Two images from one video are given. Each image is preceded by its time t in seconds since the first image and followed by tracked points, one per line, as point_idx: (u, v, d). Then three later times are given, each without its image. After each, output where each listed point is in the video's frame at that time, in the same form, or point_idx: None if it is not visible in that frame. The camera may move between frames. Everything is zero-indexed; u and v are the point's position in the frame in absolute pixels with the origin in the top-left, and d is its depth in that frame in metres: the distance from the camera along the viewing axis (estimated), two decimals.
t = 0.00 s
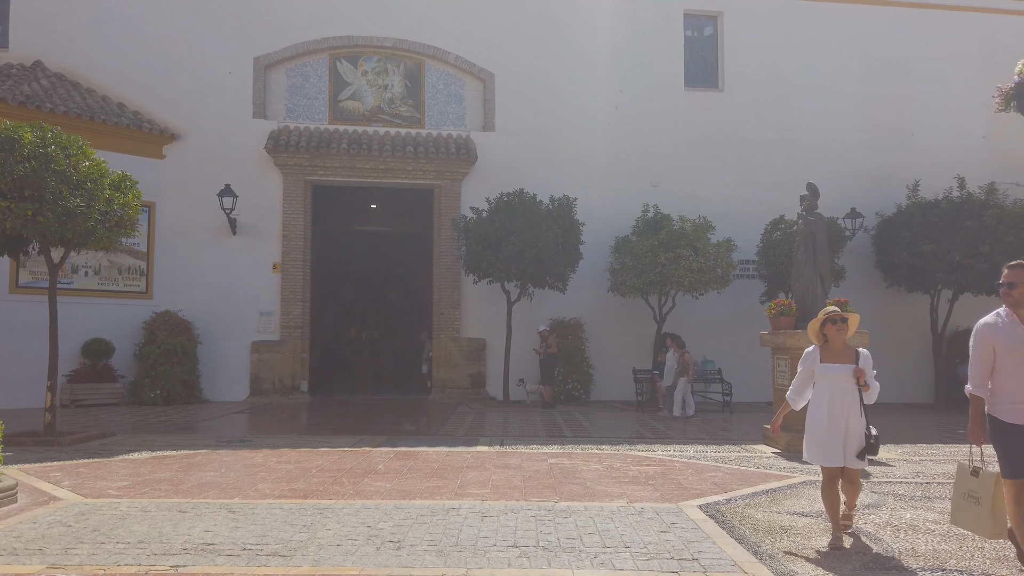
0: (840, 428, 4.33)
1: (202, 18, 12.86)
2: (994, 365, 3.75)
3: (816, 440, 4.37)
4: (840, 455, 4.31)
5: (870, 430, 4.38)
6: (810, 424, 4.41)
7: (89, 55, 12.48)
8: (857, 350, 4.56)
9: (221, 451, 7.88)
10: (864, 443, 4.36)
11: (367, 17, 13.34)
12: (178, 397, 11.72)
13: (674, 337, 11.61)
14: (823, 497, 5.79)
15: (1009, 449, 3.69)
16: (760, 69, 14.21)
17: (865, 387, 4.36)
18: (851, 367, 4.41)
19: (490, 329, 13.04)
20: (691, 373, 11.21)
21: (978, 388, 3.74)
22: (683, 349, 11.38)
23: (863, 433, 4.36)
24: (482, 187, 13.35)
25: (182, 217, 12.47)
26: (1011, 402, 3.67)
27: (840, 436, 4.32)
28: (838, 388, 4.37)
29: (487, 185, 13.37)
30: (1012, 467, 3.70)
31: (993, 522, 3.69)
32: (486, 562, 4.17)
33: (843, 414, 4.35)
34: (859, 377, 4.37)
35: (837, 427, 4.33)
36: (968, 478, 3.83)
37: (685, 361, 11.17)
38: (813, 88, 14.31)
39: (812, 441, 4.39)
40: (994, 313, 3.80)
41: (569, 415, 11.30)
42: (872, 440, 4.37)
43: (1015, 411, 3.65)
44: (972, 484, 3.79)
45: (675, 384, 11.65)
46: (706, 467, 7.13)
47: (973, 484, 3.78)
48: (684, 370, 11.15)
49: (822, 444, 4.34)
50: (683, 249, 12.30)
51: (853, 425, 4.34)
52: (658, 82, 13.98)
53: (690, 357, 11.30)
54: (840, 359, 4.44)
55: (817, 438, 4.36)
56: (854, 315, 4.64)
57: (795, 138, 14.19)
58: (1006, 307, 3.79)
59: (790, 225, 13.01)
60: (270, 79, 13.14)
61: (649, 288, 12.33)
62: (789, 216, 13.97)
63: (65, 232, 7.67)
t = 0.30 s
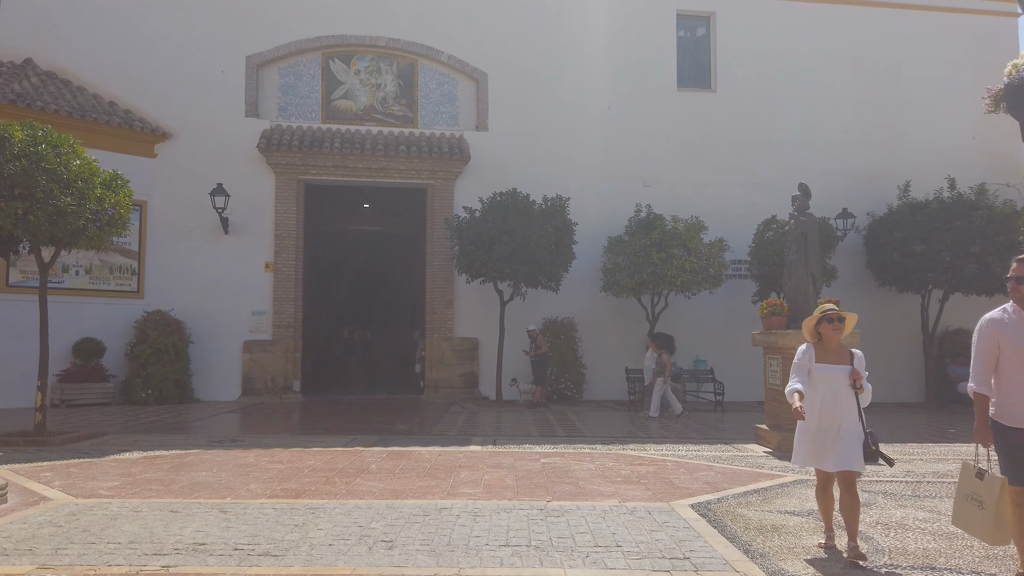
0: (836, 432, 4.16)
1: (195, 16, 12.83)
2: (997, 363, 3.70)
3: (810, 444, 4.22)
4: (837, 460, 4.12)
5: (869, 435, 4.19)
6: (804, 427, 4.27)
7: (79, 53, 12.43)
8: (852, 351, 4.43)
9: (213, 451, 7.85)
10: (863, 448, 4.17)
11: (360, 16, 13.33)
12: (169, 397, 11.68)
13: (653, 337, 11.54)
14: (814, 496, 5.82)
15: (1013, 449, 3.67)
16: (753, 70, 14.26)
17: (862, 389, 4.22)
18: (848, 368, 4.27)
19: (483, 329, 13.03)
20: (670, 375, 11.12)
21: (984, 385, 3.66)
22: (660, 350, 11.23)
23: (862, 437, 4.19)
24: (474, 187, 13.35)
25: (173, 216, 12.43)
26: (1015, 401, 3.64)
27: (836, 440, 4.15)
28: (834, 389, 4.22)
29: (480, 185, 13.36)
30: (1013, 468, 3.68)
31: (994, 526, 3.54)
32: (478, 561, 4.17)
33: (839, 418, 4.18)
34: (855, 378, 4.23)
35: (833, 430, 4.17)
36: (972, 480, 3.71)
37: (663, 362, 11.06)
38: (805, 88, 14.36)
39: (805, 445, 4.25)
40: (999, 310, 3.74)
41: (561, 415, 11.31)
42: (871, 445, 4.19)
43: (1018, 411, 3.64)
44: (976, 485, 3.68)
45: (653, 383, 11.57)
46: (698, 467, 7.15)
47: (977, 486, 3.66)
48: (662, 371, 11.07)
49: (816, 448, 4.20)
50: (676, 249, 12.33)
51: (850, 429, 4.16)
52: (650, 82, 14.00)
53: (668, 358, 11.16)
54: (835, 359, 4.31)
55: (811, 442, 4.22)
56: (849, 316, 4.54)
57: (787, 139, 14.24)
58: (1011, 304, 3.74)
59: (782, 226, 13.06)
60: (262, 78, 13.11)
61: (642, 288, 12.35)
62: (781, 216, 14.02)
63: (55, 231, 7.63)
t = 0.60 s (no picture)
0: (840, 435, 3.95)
1: (186, 15, 12.78)
2: (1020, 362, 3.55)
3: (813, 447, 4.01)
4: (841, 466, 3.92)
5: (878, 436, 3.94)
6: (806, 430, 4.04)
7: (70, 51, 12.35)
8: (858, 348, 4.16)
9: (204, 450, 7.82)
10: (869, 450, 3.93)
11: (353, 14, 13.30)
12: (161, 396, 11.63)
13: (634, 335, 11.68)
14: (806, 495, 5.84)
15: None
16: (746, 70, 14.29)
17: (866, 389, 3.95)
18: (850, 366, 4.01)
19: (476, 329, 13.04)
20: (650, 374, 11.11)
21: (1005, 387, 3.53)
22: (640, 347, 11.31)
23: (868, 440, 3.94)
24: (468, 186, 13.34)
25: (165, 214, 12.38)
26: None
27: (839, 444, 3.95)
28: (836, 390, 3.98)
29: (473, 184, 13.36)
30: None
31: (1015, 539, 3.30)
32: (471, 560, 4.18)
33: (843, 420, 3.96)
34: (860, 377, 3.97)
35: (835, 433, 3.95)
36: (985, 488, 3.43)
37: (643, 359, 11.16)
38: (798, 88, 14.40)
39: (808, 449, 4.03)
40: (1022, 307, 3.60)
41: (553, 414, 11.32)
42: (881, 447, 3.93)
43: None
44: (990, 495, 3.41)
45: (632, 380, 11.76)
46: (690, 466, 7.17)
47: (993, 496, 3.39)
48: (642, 368, 11.15)
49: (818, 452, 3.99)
50: (669, 249, 12.35)
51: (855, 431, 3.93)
52: (643, 81, 14.02)
53: (647, 355, 11.25)
54: (838, 358, 4.06)
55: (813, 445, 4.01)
56: (856, 312, 4.28)
57: (779, 139, 14.28)
58: None
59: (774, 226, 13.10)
60: (254, 76, 13.06)
61: (635, 287, 12.37)
62: (773, 216, 14.06)
63: (46, 229, 7.59)
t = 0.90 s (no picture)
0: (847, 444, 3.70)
1: (180, 12, 12.74)
2: None
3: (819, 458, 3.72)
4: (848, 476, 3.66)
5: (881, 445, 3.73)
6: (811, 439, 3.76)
7: (62, 49, 12.29)
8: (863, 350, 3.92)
9: (197, 449, 7.80)
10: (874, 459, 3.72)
11: (347, 13, 13.28)
12: (153, 395, 11.59)
13: (615, 334, 11.56)
14: (798, 494, 5.85)
15: None
16: (739, 70, 14.32)
17: (874, 396, 3.73)
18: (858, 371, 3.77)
19: (469, 328, 13.03)
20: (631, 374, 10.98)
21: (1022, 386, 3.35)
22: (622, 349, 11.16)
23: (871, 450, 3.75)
24: (462, 185, 13.33)
25: (157, 213, 12.33)
26: None
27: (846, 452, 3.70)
28: (844, 396, 3.72)
29: (467, 183, 13.35)
30: None
31: None
32: (465, 559, 4.18)
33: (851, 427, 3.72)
34: (868, 383, 3.74)
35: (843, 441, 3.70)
36: (1005, 497, 3.18)
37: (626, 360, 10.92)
38: (791, 88, 14.44)
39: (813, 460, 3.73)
40: None
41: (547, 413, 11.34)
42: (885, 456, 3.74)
43: None
44: (1011, 502, 3.16)
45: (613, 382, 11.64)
46: (683, 465, 7.19)
47: (1015, 503, 3.15)
48: (623, 369, 10.97)
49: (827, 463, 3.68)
50: (662, 248, 12.36)
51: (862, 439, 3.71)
52: (637, 81, 14.04)
53: (627, 355, 11.06)
54: (844, 361, 3.81)
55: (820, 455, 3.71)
56: (861, 313, 4.06)
57: (772, 139, 14.32)
58: None
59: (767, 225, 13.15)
60: (247, 74, 13.01)
61: (629, 286, 12.38)
62: (767, 215, 14.10)
63: (37, 227, 7.54)
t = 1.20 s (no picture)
0: (859, 442, 3.43)
1: (174, 10, 12.70)
2: None
3: (827, 458, 3.46)
4: (861, 479, 3.37)
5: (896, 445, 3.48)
6: (818, 438, 3.50)
7: (55, 46, 12.23)
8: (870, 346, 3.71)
9: (191, 449, 7.77)
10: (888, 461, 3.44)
11: (342, 12, 13.25)
12: (147, 394, 11.56)
13: (599, 334, 11.70)
14: (792, 493, 5.87)
15: None
16: (735, 71, 14.35)
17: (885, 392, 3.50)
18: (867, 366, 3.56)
19: (465, 327, 13.03)
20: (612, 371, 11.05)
21: None
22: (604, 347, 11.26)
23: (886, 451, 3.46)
24: (457, 184, 13.33)
25: (152, 212, 12.29)
26: None
27: (857, 453, 3.42)
28: (854, 390, 3.49)
29: (462, 182, 13.34)
30: None
31: None
32: (459, 558, 4.18)
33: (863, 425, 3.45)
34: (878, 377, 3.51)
35: (854, 439, 3.44)
36: None
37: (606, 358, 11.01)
38: (786, 89, 14.47)
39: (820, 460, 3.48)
40: None
41: (542, 412, 11.34)
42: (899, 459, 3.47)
43: None
44: None
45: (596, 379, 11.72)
46: (678, 464, 7.20)
47: None
48: (605, 368, 11.02)
49: (836, 465, 3.43)
50: (658, 247, 12.37)
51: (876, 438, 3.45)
52: (632, 81, 14.05)
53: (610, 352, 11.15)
54: (852, 355, 3.59)
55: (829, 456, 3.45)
56: (870, 307, 3.84)
57: (767, 138, 14.35)
58: None
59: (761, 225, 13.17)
60: (242, 72, 12.98)
61: (624, 285, 12.39)
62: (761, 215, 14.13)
63: (31, 226, 7.51)
